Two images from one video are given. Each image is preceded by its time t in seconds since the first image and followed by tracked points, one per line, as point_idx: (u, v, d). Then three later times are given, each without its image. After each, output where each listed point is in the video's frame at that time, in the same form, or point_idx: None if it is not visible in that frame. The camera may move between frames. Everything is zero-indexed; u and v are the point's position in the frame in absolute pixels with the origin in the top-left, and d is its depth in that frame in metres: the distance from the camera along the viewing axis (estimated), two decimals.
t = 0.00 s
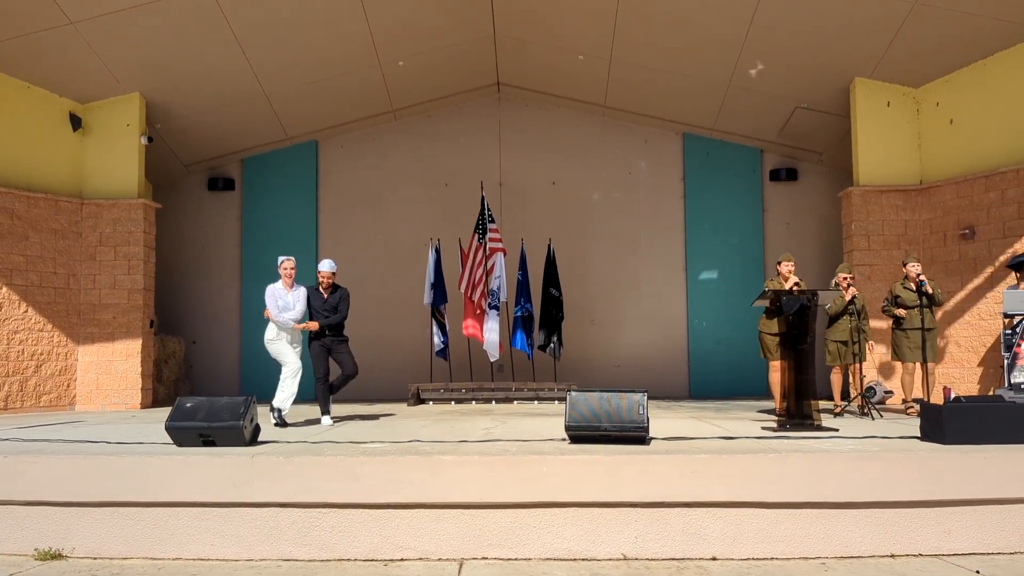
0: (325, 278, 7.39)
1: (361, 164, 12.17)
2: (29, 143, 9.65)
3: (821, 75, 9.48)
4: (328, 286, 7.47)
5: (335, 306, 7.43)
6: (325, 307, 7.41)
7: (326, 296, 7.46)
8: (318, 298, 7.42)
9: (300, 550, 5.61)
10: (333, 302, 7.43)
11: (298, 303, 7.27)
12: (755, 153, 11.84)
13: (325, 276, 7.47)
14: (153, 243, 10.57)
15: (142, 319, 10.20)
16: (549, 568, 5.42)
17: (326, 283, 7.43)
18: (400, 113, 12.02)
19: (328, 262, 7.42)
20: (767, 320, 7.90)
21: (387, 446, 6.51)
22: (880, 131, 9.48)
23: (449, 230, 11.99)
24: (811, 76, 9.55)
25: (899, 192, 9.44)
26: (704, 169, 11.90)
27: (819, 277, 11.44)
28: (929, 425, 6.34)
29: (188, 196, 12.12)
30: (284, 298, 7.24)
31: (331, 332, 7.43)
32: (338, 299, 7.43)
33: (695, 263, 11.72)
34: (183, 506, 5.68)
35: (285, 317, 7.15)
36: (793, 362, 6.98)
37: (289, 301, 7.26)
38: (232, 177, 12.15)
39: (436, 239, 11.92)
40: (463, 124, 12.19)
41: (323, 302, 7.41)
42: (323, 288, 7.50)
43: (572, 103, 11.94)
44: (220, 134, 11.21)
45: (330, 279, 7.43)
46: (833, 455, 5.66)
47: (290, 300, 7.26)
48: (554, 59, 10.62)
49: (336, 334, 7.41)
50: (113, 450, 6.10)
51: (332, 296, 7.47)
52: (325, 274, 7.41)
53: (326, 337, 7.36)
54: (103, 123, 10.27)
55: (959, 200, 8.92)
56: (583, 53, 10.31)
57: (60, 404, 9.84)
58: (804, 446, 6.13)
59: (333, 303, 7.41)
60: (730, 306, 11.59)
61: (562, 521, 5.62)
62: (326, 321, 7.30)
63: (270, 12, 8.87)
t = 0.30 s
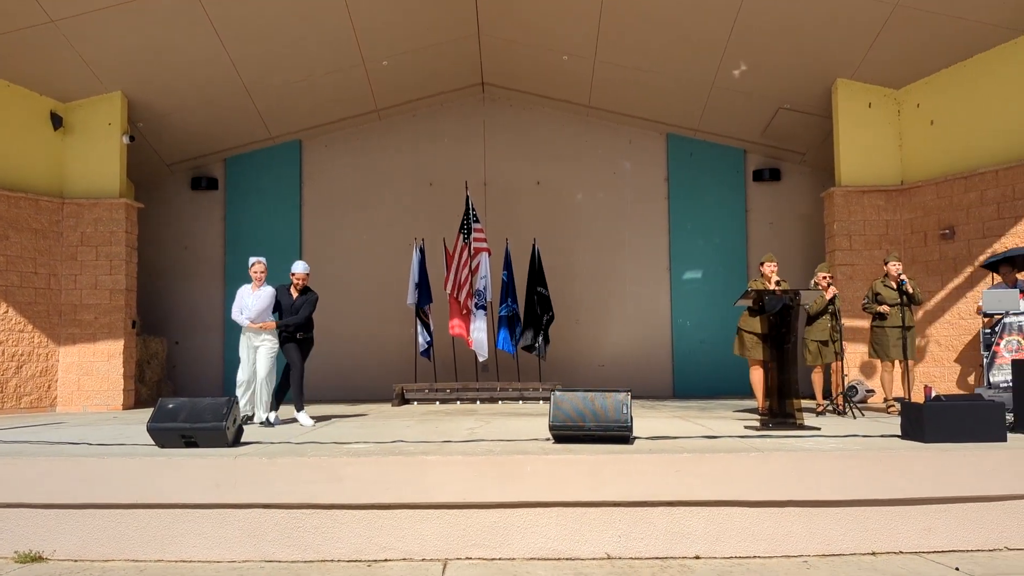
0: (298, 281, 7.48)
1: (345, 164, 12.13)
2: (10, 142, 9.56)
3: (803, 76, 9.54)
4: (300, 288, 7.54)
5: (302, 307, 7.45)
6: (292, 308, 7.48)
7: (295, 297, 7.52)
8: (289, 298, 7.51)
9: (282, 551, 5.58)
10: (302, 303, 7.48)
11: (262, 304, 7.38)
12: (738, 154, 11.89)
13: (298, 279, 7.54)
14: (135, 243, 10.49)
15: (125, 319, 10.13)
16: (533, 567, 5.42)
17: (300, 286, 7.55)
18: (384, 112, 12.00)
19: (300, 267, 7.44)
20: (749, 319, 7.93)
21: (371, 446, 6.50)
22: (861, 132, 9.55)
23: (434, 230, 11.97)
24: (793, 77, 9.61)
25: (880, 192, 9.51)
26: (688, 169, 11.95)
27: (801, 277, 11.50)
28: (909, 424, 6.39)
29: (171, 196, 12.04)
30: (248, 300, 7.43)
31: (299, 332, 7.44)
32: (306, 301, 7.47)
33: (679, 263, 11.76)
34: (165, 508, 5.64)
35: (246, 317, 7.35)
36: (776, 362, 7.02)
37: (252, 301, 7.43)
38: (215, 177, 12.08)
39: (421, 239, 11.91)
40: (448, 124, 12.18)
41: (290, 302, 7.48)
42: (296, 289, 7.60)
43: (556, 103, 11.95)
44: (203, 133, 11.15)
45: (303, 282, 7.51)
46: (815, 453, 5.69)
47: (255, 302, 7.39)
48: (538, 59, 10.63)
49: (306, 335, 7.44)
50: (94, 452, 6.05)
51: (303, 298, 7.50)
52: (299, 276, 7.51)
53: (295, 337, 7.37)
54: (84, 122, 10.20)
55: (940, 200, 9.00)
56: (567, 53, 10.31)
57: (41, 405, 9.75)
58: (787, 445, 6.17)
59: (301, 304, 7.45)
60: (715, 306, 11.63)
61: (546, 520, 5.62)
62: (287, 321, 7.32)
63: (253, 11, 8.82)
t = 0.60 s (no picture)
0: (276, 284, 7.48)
1: (327, 165, 12.08)
2: None
3: (782, 79, 9.60)
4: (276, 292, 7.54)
5: (276, 314, 7.46)
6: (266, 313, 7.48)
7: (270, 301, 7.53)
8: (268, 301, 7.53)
9: (261, 554, 5.54)
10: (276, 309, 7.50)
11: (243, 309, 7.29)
12: (718, 156, 11.95)
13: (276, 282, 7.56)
14: (114, 243, 10.40)
15: (102, 320, 10.03)
16: (512, 568, 5.42)
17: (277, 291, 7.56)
18: (365, 113, 11.96)
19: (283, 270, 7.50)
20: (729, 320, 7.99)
21: (350, 448, 6.49)
22: (840, 135, 9.63)
23: (416, 231, 11.95)
24: (772, 80, 9.67)
25: (859, 194, 9.59)
26: (669, 171, 11.99)
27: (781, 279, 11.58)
28: (886, 424, 6.45)
29: (151, 196, 11.94)
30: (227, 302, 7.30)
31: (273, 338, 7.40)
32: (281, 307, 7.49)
33: (661, 264, 11.80)
34: (142, 511, 5.59)
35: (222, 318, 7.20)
36: (755, 364, 7.07)
37: (231, 304, 7.30)
38: (195, 177, 12.00)
39: (402, 240, 11.89)
40: (429, 125, 12.16)
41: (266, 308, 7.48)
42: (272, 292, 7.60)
43: (538, 104, 11.96)
44: (183, 133, 11.07)
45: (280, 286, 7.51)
46: (792, 453, 5.73)
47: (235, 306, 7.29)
48: (520, 61, 10.63)
49: (279, 341, 7.38)
50: (70, 454, 5.99)
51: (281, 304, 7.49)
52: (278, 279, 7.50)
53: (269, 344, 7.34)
54: (61, 121, 10.09)
55: (916, 203, 9.09)
56: (549, 55, 10.32)
57: (17, 407, 9.64)
58: (766, 446, 6.21)
59: (274, 311, 7.44)
60: (697, 307, 11.69)
61: (526, 521, 5.62)
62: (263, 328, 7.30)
63: (232, 10, 8.76)
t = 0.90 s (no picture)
0: (255, 279, 7.47)
1: (300, 164, 12.01)
2: None
3: (754, 83, 9.69)
4: (253, 290, 7.52)
5: (254, 314, 7.45)
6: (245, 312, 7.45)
7: (248, 298, 7.50)
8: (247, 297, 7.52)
9: (232, 556, 5.47)
10: (253, 308, 7.47)
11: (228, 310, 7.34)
12: (692, 159, 12.03)
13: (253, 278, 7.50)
14: (83, 242, 10.26)
15: (71, 320, 9.89)
16: (485, 569, 5.41)
17: (254, 287, 7.53)
18: (339, 112, 11.90)
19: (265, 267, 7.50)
20: (703, 322, 8.09)
21: (322, 448, 6.46)
22: (811, 138, 9.73)
23: (391, 231, 11.91)
24: (744, 83, 9.76)
25: (829, 197, 9.71)
26: (642, 173, 12.05)
27: (753, 280, 11.69)
28: (855, 424, 6.54)
29: (122, 195, 11.79)
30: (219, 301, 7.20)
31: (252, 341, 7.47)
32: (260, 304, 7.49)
33: (636, 266, 11.86)
34: (110, 514, 5.51)
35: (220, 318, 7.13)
36: (727, 364, 7.13)
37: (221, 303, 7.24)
38: (167, 176, 11.87)
39: (376, 240, 11.84)
40: (404, 125, 12.13)
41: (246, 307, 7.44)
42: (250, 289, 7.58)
43: (513, 106, 11.97)
44: (154, 132, 10.95)
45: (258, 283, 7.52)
46: (763, 453, 5.79)
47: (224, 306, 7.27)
48: (495, 62, 10.64)
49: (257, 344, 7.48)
50: (37, 456, 5.89)
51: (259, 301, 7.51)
52: (256, 275, 7.51)
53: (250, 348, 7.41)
54: (30, 118, 9.92)
55: (886, 206, 9.22)
56: (524, 57, 10.33)
57: None
58: (738, 446, 6.27)
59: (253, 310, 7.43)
60: (672, 309, 11.76)
61: (500, 522, 5.61)
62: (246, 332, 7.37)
63: (204, 8, 8.68)
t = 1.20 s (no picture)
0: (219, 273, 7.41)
1: (268, 163, 11.90)
2: None
3: (720, 85, 9.79)
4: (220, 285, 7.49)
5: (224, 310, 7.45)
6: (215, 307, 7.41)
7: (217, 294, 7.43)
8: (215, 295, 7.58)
9: (197, 559, 5.40)
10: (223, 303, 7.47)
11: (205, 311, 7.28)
12: (660, 160, 12.12)
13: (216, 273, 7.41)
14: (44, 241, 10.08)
15: (32, 320, 9.72)
16: (452, 570, 5.40)
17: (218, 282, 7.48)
18: (308, 111, 11.81)
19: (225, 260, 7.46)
20: (671, 322, 8.15)
21: (289, 450, 6.41)
22: (776, 141, 9.83)
23: (360, 231, 11.85)
24: (710, 86, 9.85)
25: (794, 199, 9.83)
26: (611, 174, 12.11)
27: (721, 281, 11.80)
28: (818, 423, 6.64)
29: (85, 193, 11.60)
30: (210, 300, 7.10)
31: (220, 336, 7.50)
32: (229, 297, 7.40)
33: (606, 266, 11.92)
34: (71, 517, 5.42)
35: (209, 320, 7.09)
36: (693, 364, 7.22)
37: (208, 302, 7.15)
38: (131, 174, 11.71)
39: (344, 240, 11.77)
40: (373, 124, 12.08)
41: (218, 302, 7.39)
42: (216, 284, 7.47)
43: (482, 106, 11.97)
44: (117, 129, 10.79)
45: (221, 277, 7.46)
46: (726, 452, 5.85)
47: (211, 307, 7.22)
48: (465, 62, 10.62)
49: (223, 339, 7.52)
50: None
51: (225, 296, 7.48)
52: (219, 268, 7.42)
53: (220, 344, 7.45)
54: None
55: (849, 208, 9.36)
56: (493, 57, 10.33)
57: None
58: (704, 445, 6.32)
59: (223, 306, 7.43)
60: (642, 309, 11.83)
61: (468, 523, 5.60)
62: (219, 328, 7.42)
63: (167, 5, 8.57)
